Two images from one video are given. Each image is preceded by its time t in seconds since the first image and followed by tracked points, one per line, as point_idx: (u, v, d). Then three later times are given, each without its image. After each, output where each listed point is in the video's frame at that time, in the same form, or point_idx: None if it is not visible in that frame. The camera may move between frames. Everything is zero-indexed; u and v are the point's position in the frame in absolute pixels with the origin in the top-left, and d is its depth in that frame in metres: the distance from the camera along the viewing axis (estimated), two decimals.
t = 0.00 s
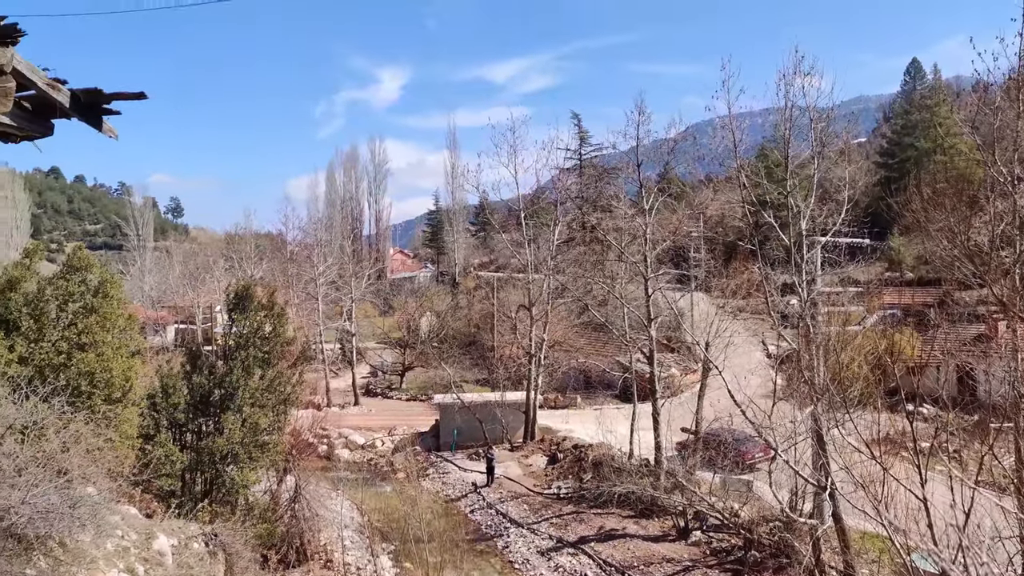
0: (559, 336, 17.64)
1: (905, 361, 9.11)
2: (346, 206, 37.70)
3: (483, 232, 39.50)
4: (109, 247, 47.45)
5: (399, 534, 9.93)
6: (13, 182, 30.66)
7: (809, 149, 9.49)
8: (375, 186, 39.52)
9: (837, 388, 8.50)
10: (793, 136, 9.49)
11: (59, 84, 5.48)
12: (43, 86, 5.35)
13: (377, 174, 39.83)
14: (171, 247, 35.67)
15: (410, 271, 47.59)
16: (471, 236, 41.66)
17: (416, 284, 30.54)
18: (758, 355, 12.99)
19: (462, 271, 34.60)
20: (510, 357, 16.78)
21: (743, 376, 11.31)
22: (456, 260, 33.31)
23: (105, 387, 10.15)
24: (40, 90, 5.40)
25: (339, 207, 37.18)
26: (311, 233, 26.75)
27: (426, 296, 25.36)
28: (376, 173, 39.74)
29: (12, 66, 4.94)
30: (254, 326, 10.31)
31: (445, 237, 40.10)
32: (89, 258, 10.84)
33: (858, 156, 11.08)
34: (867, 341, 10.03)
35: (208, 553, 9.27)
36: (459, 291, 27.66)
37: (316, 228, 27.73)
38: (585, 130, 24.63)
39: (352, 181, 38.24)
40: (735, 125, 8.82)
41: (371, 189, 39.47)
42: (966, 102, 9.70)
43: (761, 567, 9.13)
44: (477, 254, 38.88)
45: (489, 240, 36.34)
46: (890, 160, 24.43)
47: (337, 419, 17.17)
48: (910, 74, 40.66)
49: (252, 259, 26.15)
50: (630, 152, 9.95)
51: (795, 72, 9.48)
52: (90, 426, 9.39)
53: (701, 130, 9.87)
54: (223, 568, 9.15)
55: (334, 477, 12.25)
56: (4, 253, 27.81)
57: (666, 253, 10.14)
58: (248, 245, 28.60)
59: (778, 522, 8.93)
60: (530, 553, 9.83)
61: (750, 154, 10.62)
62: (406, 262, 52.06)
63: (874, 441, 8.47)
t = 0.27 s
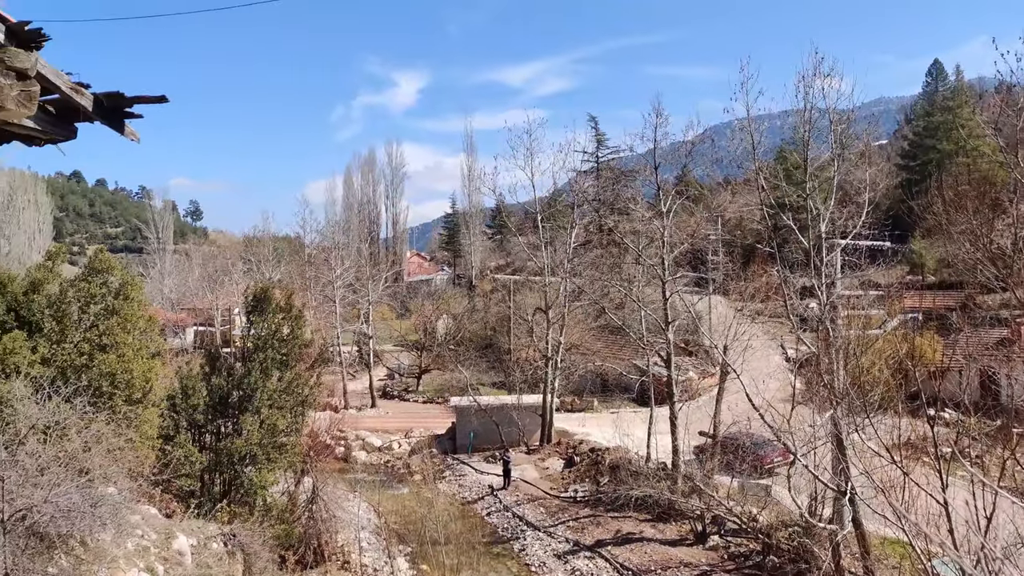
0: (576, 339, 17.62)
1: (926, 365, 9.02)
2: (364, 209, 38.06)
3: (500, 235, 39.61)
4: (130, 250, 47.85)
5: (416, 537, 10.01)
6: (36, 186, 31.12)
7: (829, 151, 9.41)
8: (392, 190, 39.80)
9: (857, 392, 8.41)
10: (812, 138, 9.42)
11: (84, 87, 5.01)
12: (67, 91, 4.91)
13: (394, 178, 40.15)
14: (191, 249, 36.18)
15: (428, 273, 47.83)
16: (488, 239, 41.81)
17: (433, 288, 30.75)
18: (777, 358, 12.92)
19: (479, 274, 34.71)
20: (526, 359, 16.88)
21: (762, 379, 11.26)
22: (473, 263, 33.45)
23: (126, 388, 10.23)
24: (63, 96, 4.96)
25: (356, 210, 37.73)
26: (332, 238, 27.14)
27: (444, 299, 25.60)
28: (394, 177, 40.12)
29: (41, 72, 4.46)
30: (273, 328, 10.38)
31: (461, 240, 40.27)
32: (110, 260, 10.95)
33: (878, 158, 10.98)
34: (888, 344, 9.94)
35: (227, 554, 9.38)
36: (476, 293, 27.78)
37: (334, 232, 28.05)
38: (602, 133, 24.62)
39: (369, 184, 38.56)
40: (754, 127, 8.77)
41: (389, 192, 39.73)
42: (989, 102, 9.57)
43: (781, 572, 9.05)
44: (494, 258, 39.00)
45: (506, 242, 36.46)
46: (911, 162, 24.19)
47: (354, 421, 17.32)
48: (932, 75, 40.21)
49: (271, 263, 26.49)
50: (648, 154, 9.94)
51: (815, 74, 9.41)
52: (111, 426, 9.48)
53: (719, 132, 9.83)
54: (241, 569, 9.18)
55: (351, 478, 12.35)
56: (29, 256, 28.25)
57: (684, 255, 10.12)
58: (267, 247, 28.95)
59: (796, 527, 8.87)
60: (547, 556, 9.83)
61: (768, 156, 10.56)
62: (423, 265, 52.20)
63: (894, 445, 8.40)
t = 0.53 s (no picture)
0: (593, 342, 17.96)
1: (948, 369, 8.91)
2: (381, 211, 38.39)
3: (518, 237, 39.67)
4: (150, 252, 48.40)
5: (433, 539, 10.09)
6: (58, 189, 31.67)
7: (849, 152, 9.33)
8: (408, 193, 40.08)
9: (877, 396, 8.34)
10: (832, 139, 9.34)
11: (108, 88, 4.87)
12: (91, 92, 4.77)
13: (411, 181, 40.46)
14: (210, 251, 36.66)
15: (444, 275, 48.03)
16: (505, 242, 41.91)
17: (451, 291, 30.92)
18: (796, 362, 12.85)
19: (496, 276, 34.82)
20: (543, 362, 16.97)
21: (781, 382, 11.21)
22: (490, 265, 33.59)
23: (147, 388, 10.39)
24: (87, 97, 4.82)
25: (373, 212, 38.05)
26: (349, 240, 27.38)
27: (461, 302, 25.89)
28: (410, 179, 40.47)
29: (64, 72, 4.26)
30: (290, 329, 10.46)
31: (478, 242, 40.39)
32: (131, 261, 11.09)
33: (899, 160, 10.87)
34: (909, 348, 9.85)
35: (246, 553, 9.48)
36: (493, 296, 27.88)
37: (352, 234, 28.30)
38: (619, 135, 24.62)
39: (386, 186, 38.86)
40: (772, 128, 8.70)
41: (407, 195, 40.00)
42: (1014, 102, 9.43)
43: None
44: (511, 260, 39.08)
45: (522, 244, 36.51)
46: (933, 163, 23.96)
47: (371, 422, 17.46)
48: (954, 76, 39.76)
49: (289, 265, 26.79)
50: (666, 156, 9.94)
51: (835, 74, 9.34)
52: (132, 425, 9.60)
53: (738, 134, 9.79)
54: (260, 567, 9.31)
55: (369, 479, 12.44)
56: (51, 258, 28.68)
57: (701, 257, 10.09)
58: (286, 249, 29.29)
59: (816, 531, 8.79)
60: (564, 558, 9.83)
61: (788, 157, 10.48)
62: (439, 267, 52.41)
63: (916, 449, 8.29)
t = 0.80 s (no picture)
0: (610, 343, 18.15)
1: (971, 372, 8.79)
2: (398, 212, 38.81)
3: (534, 238, 39.71)
4: (171, 253, 48.92)
5: (449, 538, 10.13)
6: (81, 190, 32.23)
7: (871, 152, 9.22)
8: (425, 194, 40.31)
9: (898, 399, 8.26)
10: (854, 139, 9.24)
11: (131, 91, 4.75)
12: (113, 95, 4.65)
13: (428, 182, 40.72)
14: (229, 251, 37.11)
15: (462, 276, 48.25)
16: (522, 243, 41.96)
17: (470, 292, 31.06)
18: (815, 364, 12.77)
19: (513, 277, 34.88)
20: (560, 363, 17.03)
21: (800, 385, 11.14)
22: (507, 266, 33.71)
23: (167, 386, 10.52)
24: (109, 100, 4.71)
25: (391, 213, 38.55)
26: (366, 241, 27.61)
27: (479, 303, 26.07)
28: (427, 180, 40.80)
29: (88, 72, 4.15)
30: (308, 329, 10.53)
31: (495, 242, 40.49)
32: (151, 262, 11.25)
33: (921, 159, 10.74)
34: (930, 350, 9.74)
35: (264, 551, 9.59)
36: (510, 297, 27.96)
37: (369, 235, 28.52)
38: (636, 136, 24.59)
39: (404, 188, 39.19)
40: (792, 128, 8.62)
41: (424, 196, 40.33)
42: None
43: None
44: (528, 261, 39.15)
45: (539, 244, 36.56)
46: (956, 163, 23.71)
47: (388, 422, 17.58)
48: (979, 75, 39.31)
49: (307, 266, 27.06)
50: (684, 157, 9.94)
51: (857, 73, 9.24)
52: (153, 424, 9.72)
53: (757, 134, 9.73)
54: (278, 565, 9.44)
55: (386, 479, 12.53)
56: (74, 258, 29.14)
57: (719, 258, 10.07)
58: (304, 250, 29.60)
59: (835, 534, 8.73)
60: (580, 559, 9.83)
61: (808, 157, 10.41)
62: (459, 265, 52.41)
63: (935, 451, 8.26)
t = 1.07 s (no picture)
0: (630, 344, 18.06)
1: (996, 374, 8.67)
2: (417, 212, 39.31)
3: (552, 238, 39.80)
4: (192, 253, 49.37)
5: (467, 536, 10.18)
6: (104, 191, 32.86)
7: (894, 151, 9.11)
8: (444, 194, 40.69)
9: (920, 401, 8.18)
10: (876, 138, 9.14)
11: (154, 92, 4.71)
12: (137, 95, 4.60)
13: (447, 182, 41.01)
14: (248, 251, 37.61)
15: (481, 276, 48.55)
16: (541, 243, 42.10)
17: (488, 292, 31.15)
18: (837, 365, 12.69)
19: (531, 277, 34.88)
20: (578, 363, 17.10)
21: (821, 387, 11.06)
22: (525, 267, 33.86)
23: (188, 384, 10.62)
24: (133, 101, 4.66)
25: (410, 213, 38.94)
26: (384, 241, 27.82)
27: (496, 303, 26.27)
28: (445, 181, 41.04)
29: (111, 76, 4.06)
30: (328, 328, 10.59)
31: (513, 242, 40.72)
32: (173, 261, 11.40)
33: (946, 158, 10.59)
34: (954, 352, 9.63)
35: (284, 548, 9.69)
36: (527, 297, 28.05)
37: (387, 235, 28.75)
38: (655, 136, 24.53)
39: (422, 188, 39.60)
40: (814, 127, 8.54)
41: (442, 196, 40.72)
42: None
43: None
44: (546, 261, 39.22)
45: (557, 244, 36.68)
46: (981, 163, 23.40)
47: (407, 422, 17.73)
48: (1004, 72, 38.75)
49: (327, 266, 27.30)
50: (703, 157, 10.02)
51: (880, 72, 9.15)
52: (175, 422, 9.82)
53: (778, 134, 9.69)
54: (297, 563, 9.57)
55: (404, 478, 12.63)
56: (97, 258, 29.59)
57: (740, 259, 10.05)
58: (323, 250, 29.94)
59: (856, 537, 8.65)
60: (598, 560, 9.83)
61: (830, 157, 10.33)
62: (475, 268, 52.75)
63: (955, 453, 8.21)
